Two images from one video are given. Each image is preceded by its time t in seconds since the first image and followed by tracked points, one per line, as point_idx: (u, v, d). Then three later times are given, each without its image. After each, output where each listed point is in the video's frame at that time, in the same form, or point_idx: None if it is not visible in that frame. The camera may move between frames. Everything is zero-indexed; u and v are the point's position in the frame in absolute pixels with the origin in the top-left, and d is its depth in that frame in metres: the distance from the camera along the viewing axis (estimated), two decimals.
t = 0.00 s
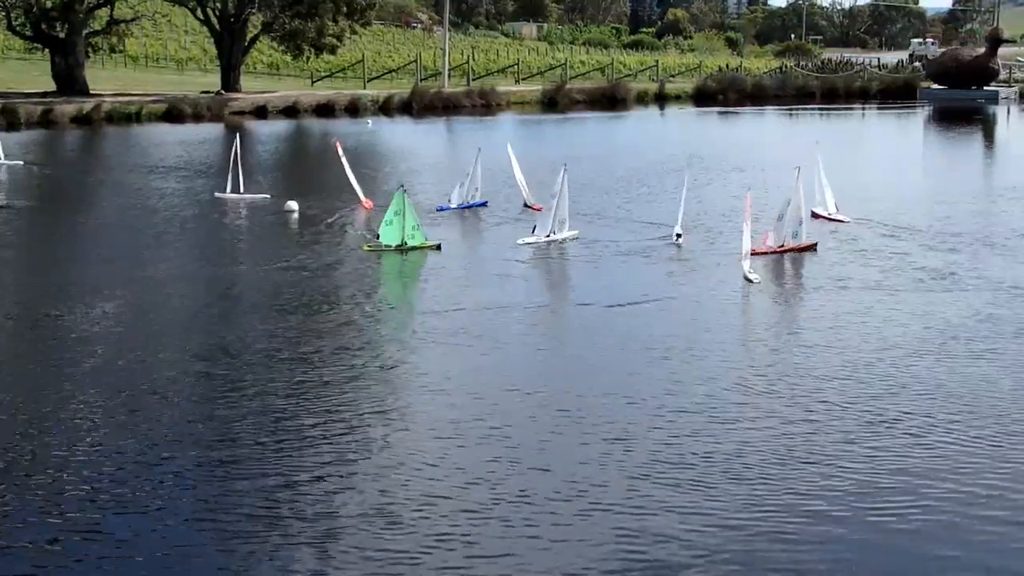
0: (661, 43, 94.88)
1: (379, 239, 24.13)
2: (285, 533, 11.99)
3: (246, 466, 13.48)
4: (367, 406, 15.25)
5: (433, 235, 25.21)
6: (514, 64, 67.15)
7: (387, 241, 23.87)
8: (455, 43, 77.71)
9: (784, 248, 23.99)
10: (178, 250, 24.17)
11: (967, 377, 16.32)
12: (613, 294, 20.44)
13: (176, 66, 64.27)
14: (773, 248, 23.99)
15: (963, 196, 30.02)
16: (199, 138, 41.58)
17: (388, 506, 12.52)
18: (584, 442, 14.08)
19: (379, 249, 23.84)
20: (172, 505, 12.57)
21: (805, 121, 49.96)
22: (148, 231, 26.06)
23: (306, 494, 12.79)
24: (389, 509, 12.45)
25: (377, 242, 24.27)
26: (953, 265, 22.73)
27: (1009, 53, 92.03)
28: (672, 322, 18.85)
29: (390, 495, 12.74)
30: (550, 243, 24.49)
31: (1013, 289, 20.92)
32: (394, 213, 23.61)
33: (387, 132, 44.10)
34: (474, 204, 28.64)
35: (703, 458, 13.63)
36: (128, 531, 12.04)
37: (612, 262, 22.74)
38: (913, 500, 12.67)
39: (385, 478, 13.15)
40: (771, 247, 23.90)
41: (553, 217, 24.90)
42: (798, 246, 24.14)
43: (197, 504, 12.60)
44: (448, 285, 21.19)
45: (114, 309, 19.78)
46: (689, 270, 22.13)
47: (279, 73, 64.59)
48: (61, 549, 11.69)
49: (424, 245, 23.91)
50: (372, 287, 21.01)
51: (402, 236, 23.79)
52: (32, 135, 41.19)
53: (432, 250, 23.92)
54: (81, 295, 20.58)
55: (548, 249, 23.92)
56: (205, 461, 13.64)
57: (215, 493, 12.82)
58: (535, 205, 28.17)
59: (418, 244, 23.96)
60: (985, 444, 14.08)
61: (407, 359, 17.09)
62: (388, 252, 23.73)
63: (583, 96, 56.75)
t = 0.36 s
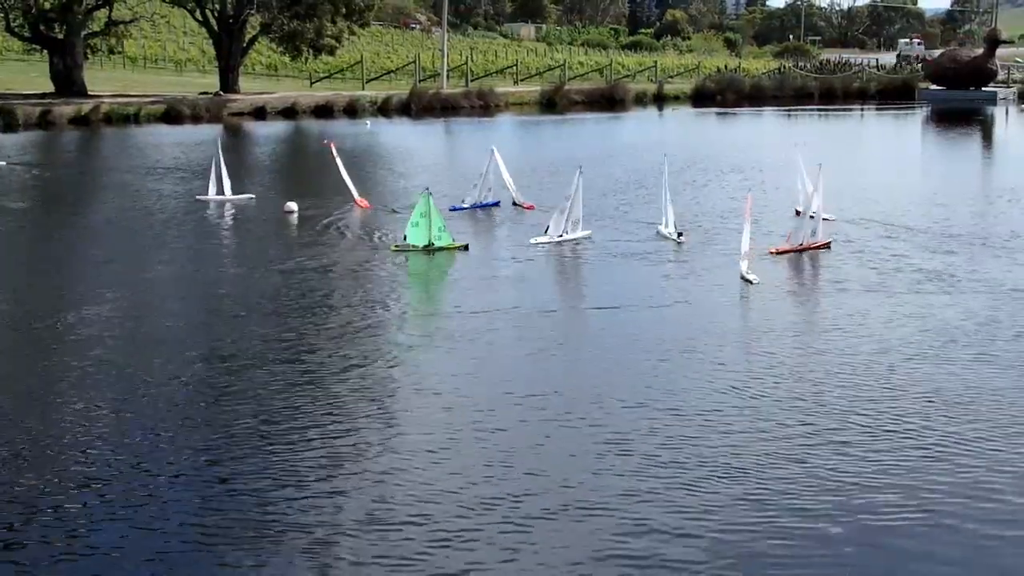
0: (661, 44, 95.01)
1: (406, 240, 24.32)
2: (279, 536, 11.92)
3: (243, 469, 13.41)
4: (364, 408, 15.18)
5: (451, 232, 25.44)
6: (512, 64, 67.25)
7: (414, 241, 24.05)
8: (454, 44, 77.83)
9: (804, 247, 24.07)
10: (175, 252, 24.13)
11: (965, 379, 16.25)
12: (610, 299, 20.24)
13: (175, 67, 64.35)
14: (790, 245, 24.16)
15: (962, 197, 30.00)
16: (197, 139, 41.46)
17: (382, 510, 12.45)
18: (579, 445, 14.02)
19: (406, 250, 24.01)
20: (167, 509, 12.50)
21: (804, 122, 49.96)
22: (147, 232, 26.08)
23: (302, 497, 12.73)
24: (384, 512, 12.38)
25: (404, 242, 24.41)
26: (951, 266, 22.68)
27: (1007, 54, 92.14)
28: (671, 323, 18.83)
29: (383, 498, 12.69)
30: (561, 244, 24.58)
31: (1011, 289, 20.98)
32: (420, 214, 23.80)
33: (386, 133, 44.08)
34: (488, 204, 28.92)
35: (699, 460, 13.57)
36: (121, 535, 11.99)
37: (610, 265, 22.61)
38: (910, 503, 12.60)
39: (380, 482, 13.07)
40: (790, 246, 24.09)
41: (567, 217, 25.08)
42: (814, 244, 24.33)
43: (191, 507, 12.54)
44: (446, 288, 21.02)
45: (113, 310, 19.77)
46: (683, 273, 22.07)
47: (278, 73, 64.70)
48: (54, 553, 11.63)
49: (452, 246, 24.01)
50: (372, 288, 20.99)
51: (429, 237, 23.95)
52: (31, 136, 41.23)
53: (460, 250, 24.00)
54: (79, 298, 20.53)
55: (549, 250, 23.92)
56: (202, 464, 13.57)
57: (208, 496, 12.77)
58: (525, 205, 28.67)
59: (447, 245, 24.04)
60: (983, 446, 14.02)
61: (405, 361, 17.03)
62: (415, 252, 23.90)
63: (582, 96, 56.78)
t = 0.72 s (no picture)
0: (655, 45, 95.24)
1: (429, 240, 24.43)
2: (271, 542, 11.88)
3: (236, 474, 13.37)
4: (358, 413, 15.13)
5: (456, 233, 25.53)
6: (507, 65, 67.33)
7: (437, 241, 24.15)
8: (449, 45, 77.95)
9: (814, 247, 24.41)
10: (169, 253, 24.11)
11: (957, 382, 16.34)
12: (607, 302, 20.18)
13: (169, 66, 64.34)
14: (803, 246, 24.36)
15: (956, 201, 29.98)
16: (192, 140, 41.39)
17: (374, 515, 12.43)
18: (571, 450, 13.99)
19: (428, 250, 24.14)
20: (159, 513, 12.47)
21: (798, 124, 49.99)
22: (141, 232, 26.06)
23: (294, 502, 12.70)
24: (376, 518, 12.35)
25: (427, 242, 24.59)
26: (945, 269, 22.72)
27: (1001, 57, 92.40)
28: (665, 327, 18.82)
29: (376, 504, 12.66)
30: (571, 244, 24.79)
31: (1003, 291, 21.05)
32: (441, 214, 23.87)
33: (381, 134, 44.02)
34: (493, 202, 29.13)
35: (691, 466, 13.56)
36: (112, 539, 11.95)
37: (606, 268, 22.55)
38: (903, 509, 12.58)
39: (373, 487, 13.04)
40: (801, 246, 24.33)
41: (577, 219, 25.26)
42: (823, 243, 24.58)
43: (183, 511, 12.51)
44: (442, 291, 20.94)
45: (106, 312, 19.75)
46: (677, 276, 22.06)
47: (273, 73, 64.74)
48: (44, 557, 11.59)
49: (474, 247, 24.03)
50: (367, 291, 20.95)
51: (451, 237, 24.00)
52: (25, 136, 41.18)
53: (483, 250, 24.02)
54: (72, 299, 20.48)
55: (544, 253, 23.92)
56: (195, 469, 13.52)
57: (200, 501, 12.73)
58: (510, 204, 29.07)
59: (469, 245, 24.09)
60: (976, 452, 14.01)
61: (400, 364, 16.98)
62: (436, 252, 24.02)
63: (576, 98, 56.87)
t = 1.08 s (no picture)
0: (646, 47, 95.36)
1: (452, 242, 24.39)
2: (263, 548, 11.86)
3: (230, 481, 13.33)
4: (351, 419, 15.10)
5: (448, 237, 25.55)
6: (499, 68, 67.42)
7: (458, 243, 24.10)
8: (441, 47, 78.01)
9: (824, 244, 24.75)
10: (163, 256, 24.09)
11: (949, 383, 16.42)
12: (594, 307, 20.04)
13: (160, 70, 64.29)
14: (813, 245, 24.66)
15: (945, 202, 30.06)
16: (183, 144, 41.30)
17: (371, 519, 12.47)
18: (563, 455, 13.99)
19: (451, 252, 24.15)
20: (151, 520, 12.43)
21: (790, 126, 50.07)
22: (134, 235, 26.04)
23: (286, 508, 12.68)
24: (369, 524, 12.34)
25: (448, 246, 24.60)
26: (937, 271, 22.78)
27: (992, 57, 92.60)
28: (657, 329, 18.86)
29: (369, 510, 12.65)
30: (580, 245, 24.91)
31: (994, 292, 21.14)
32: (456, 216, 23.82)
33: (373, 138, 43.98)
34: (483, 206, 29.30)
35: (684, 470, 13.59)
36: (109, 544, 11.94)
37: (594, 272, 22.43)
38: (895, 512, 12.60)
39: (365, 493, 13.03)
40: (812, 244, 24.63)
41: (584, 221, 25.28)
42: (834, 242, 24.91)
43: (174, 517, 12.48)
44: (433, 296, 20.80)
45: (100, 316, 19.73)
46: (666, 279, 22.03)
47: (264, 76, 64.76)
48: (35, 564, 11.55)
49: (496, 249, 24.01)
50: (360, 296, 20.94)
51: (471, 240, 23.96)
52: (16, 140, 41.13)
53: (503, 253, 23.94)
54: (64, 304, 20.40)
55: (537, 257, 23.91)
56: (188, 475, 13.49)
57: (192, 507, 12.71)
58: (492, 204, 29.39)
59: (489, 248, 24.07)
60: (968, 454, 14.04)
61: (393, 370, 16.93)
62: (459, 254, 24.01)
63: (567, 99, 57.03)
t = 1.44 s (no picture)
0: (644, 51, 95.47)
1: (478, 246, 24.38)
2: (259, 548, 11.73)
3: (227, 483, 13.19)
4: (352, 421, 14.93)
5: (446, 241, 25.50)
6: (497, 72, 67.47)
7: (485, 248, 24.09)
8: (439, 51, 78.07)
9: (839, 246, 24.93)
10: (161, 260, 24.03)
11: (951, 381, 16.34)
12: (592, 312, 19.89)
13: (158, 74, 64.29)
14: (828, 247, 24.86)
15: (944, 205, 30.01)
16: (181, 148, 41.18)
17: (371, 513, 12.38)
18: (563, 451, 13.87)
19: (476, 256, 24.12)
20: (146, 521, 12.32)
21: (788, 129, 50.03)
22: (132, 239, 26.00)
23: (282, 507, 12.54)
24: (364, 521, 12.20)
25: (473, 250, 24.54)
26: (937, 272, 22.73)
27: (990, 60, 92.66)
28: (657, 331, 18.78)
29: (363, 508, 12.51)
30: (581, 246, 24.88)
31: (994, 294, 21.10)
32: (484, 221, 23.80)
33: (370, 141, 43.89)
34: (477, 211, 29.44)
35: (686, 464, 13.50)
36: (107, 544, 11.86)
37: (593, 276, 22.32)
38: (896, 503, 12.48)
39: (363, 492, 12.88)
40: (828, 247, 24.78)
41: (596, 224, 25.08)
42: (850, 243, 24.98)
43: (170, 518, 12.36)
44: (433, 301, 20.67)
45: (98, 321, 19.65)
46: (661, 283, 21.91)
47: (262, 80, 64.78)
48: (30, 567, 11.45)
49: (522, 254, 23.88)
50: (359, 299, 20.85)
51: (498, 245, 23.94)
52: (14, 144, 41.07)
53: (529, 258, 23.85)
54: (62, 309, 20.31)
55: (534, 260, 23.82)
56: (186, 478, 13.35)
57: (190, 508, 12.59)
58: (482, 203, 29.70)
59: (515, 253, 23.93)
60: (969, 448, 13.92)
61: (393, 373, 16.78)
62: (485, 259, 23.97)
63: (566, 103, 57.05)
